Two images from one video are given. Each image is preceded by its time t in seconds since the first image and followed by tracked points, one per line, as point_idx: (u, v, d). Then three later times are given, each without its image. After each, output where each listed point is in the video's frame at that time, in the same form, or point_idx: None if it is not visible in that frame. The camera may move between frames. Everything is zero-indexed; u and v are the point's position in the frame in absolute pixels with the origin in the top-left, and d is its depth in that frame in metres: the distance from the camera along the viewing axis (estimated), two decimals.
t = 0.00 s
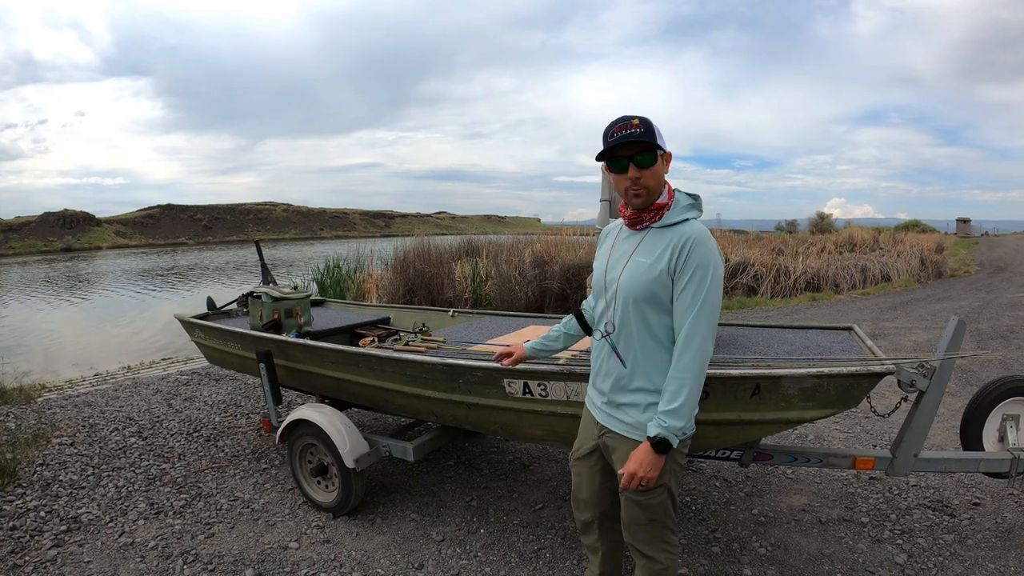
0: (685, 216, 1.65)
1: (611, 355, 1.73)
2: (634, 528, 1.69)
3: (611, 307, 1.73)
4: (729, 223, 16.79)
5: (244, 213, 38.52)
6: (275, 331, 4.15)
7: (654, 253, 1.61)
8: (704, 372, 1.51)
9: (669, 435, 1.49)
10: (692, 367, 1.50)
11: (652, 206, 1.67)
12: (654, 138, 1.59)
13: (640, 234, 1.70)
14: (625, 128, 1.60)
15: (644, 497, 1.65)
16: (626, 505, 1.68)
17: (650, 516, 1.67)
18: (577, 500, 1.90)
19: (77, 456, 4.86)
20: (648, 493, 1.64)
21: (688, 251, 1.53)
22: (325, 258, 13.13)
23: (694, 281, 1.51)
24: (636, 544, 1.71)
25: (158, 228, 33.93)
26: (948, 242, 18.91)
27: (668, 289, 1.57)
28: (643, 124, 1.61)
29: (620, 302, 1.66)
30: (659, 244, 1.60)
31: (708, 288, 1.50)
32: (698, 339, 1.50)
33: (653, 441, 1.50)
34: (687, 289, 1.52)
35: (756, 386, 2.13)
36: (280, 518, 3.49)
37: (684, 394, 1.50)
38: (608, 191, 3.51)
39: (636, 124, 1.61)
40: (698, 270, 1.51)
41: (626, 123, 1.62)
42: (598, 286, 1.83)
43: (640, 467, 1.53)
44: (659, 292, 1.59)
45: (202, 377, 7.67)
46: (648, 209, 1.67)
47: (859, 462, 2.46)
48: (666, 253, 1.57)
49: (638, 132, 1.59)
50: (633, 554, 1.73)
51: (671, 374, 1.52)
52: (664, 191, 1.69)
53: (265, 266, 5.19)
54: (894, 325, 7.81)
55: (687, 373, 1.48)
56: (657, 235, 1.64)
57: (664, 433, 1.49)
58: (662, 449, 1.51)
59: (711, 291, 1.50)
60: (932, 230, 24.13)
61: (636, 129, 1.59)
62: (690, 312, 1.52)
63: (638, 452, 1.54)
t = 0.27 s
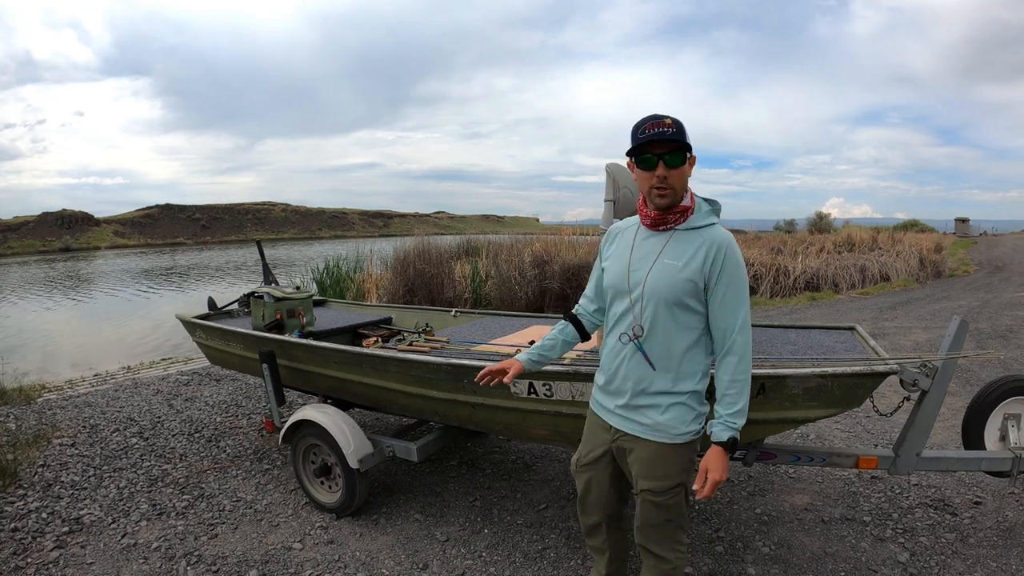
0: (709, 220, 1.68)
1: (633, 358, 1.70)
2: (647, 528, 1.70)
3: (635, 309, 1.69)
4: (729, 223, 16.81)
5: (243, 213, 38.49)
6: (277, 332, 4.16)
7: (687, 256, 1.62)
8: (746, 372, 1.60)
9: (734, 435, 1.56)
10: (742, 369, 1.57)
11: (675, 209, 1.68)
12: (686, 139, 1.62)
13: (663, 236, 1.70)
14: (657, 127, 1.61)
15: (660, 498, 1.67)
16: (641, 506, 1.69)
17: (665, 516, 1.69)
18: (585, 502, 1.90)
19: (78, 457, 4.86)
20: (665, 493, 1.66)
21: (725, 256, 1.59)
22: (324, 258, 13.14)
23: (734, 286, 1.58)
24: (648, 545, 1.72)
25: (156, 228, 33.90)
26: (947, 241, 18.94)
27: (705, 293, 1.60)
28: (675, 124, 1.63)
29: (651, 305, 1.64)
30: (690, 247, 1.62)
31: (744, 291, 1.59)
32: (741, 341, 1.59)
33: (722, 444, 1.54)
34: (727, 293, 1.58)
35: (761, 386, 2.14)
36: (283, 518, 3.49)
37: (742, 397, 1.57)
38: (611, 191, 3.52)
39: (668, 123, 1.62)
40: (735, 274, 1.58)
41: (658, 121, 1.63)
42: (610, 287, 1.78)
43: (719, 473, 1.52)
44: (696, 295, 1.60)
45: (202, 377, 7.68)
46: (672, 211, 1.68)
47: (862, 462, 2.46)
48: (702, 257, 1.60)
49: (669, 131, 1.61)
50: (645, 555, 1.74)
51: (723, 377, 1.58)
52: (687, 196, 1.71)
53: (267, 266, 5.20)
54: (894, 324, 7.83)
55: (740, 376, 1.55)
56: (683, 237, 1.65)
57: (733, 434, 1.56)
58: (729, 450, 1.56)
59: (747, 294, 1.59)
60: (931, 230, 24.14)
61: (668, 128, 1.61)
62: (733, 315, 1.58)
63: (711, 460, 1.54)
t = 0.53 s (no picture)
0: (722, 221, 1.68)
1: (642, 359, 1.71)
2: (653, 529, 1.71)
3: (644, 310, 1.70)
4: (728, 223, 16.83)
5: (242, 213, 38.46)
6: (279, 332, 4.16)
7: (696, 257, 1.62)
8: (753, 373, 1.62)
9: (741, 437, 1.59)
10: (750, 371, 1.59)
11: (685, 210, 1.69)
12: (682, 139, 1.62)
13: (673, 237, 1.70)
14: (656, 129, 1.63)
15: (668, 499, 1.68)
16: (647, 507, 1.70)
17: (671, 518, 1.69)
18: (592, 502, 1.91)
19: (79, 457, 4.87)
20: (672, 495, 1.67)
21: (734, 257, 1.59)
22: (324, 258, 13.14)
23: (744, 288, 1.58)
24: (656, 546, 1.72)
25: (155, 228, 33.86)
26: (946, 241, 18.98)
27: (714, 294, 1.61)
28: (672, 126, 1.64)
29: (660, 306, 1.65)
30: (700, 249, 1.63)
31: (755, 294, 1.59)
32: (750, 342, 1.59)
33: (728, 445, 1.57)
34: (735, 295, 1.58)
35: (765, 385, 2.15)
36: (286, 519, 3.50)
37: (750, 399, 1.59)
38: (614, 191, 3.53)
39: (666, 125, 1.63)
40: (745, 276, 1.58)
41: (657, 123, 1.65)
42: (621, 287, 1.79)
43: (724, 472, 1.56)
44: (705, 297, 1.61)
45: (202, 377, 7.68)
46: (680, 212, 1.69)
47: (864, 461, 2.47)
48: (712, 259, 1.60)
49: (666, 134, 1.62)
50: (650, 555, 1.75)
51: (732, 380, 1.59)
52: (698, 196, 1.72)
53: (268, 266, 5.20)
54: (894, 324, 7.85)
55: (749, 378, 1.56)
56: (692, 239, 1.66)
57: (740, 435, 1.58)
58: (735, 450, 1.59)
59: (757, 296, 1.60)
60: (929, 229, 24.20)
61: (665, 130, 1.63)
62: (741, 317, 1.58)
63: (718, 459, 1.57)
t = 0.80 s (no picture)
0: (718, 225, 1.61)
1: (638, 356, 1.76)
2: (650, 526, 1.73)
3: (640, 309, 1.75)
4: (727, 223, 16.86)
5: (241, 213, 38.43)
6: (281, 331, 4.17)
7: (680, 261, 1.61)
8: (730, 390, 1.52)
9: (699, 455, 1.53)
10: (718, 387, 1.51)
11: (673, 216, 1.69)
12: (631, 155, 1.72)
13: (671, 239, 1.69)
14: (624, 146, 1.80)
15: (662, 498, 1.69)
16: (644, 504, 1.71)
17: (666, 516, 1.70)
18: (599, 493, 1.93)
19: (80, 457, 4.87)
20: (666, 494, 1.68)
21: (711, 265, 1.52)
22: (324, 258, 13.15)
23: (718, 296, 1.51)
24: (654, 542, 1.74)
25: (154, 228, 33.83)
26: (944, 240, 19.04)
27: (694, 300, 1.58)
28: (630, 141, 1.74)
29: (645, 308, 1.69)
30: (685, 253, 1.60)
31: (732, 306, 1.49)
32: (725, 356, 1.51)
33: (681, 458, 1.54)
34: (710, 302, 1.53)
35: (768, 383, 2.16)
36: (289, 519, 3.51)
37: (713, 417, 1.51)
38: (617, 191, 3.54)
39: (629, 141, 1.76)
40: (722, 284, 1.50)
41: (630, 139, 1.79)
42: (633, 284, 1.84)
43: (673, 488, 1.55)
44: (686, 303, 1.60)
45: (203, 377, 7.68)
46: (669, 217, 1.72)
47: (867, 459, 2.49)
48: (691, 263, 1.57)
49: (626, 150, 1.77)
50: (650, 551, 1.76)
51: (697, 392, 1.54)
52: (688, 201, 1.68)
53: (270, 266, 5.21)
54: (893, 324, 7.87)
55: (710, 394, 1.49)
56: (683, 243, 1.63)
57: (698, 454, 1.53)
58: (692, 469, 1.54)
59: (736, 307, 1.50)
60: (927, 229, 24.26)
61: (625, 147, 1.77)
62: (713, 329, 1.52)
63: (669, 475, 1.56)
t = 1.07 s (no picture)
0: (703, 224, 1.60)
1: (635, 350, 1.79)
2: (650, 522, 1.74)
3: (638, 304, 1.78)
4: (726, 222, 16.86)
5: (240, 213, 38.40)
6: (283, 331, 4.18)
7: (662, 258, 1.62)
8: (684, 390, 1.51)
9: (638, 453, 1.53)
10: (668, 385, 1.51)
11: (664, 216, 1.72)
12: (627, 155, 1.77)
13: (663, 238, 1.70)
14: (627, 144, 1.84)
15: (658, 494, 1.70)
16: (644, 500, 1.73)
17: (664, 513, 1.71)
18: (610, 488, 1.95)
19: (81, 457, 4.87)
20: (662, 490, 1.69)
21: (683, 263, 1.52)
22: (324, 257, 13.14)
23: (686, 295, 1.50)
24: (654, 539, 1.75)
25: (152, 228, 33.80)
26: (943, 240, 19.07)
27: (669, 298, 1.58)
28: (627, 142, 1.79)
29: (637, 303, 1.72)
30: (668, 251, 1.60)
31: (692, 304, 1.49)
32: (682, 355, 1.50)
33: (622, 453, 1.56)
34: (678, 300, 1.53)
35: (771, 381, 2.17)
36: (291, 518, 3.51)
37: (658, 415, 1.51)
38: (620, 190, 3.56)
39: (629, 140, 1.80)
40: (691, 283, 1.50)
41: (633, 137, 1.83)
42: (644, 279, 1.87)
43: (609, 484, 1.56)
44: (664, 300, 1.61)
45: (203, 377, 7.68)
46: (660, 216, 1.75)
47: (869, 457, 2.49)
48: (669, 261, 1.57)
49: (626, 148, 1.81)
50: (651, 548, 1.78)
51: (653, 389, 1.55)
52: (677, 201, 1.69)
53: (272, 265, 5.21)
54: (892, 323, 7.89)
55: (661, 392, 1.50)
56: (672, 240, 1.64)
57: (638, 451, 1.53)
58: (633, 467, 1.54)
59: (700, 307, 1.48)
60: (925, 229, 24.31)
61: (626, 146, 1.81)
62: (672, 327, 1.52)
63: (607, 472, 1.58)
